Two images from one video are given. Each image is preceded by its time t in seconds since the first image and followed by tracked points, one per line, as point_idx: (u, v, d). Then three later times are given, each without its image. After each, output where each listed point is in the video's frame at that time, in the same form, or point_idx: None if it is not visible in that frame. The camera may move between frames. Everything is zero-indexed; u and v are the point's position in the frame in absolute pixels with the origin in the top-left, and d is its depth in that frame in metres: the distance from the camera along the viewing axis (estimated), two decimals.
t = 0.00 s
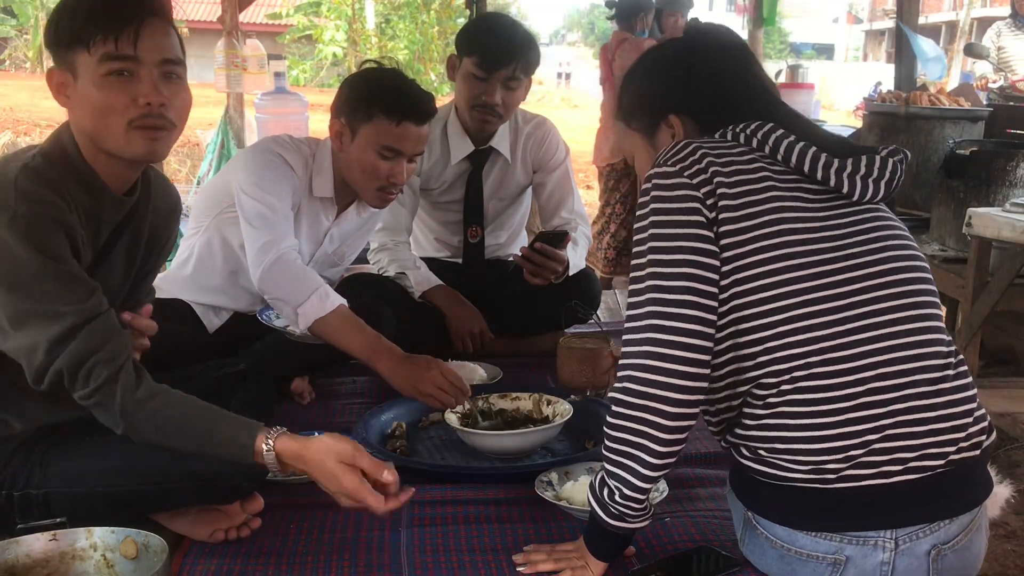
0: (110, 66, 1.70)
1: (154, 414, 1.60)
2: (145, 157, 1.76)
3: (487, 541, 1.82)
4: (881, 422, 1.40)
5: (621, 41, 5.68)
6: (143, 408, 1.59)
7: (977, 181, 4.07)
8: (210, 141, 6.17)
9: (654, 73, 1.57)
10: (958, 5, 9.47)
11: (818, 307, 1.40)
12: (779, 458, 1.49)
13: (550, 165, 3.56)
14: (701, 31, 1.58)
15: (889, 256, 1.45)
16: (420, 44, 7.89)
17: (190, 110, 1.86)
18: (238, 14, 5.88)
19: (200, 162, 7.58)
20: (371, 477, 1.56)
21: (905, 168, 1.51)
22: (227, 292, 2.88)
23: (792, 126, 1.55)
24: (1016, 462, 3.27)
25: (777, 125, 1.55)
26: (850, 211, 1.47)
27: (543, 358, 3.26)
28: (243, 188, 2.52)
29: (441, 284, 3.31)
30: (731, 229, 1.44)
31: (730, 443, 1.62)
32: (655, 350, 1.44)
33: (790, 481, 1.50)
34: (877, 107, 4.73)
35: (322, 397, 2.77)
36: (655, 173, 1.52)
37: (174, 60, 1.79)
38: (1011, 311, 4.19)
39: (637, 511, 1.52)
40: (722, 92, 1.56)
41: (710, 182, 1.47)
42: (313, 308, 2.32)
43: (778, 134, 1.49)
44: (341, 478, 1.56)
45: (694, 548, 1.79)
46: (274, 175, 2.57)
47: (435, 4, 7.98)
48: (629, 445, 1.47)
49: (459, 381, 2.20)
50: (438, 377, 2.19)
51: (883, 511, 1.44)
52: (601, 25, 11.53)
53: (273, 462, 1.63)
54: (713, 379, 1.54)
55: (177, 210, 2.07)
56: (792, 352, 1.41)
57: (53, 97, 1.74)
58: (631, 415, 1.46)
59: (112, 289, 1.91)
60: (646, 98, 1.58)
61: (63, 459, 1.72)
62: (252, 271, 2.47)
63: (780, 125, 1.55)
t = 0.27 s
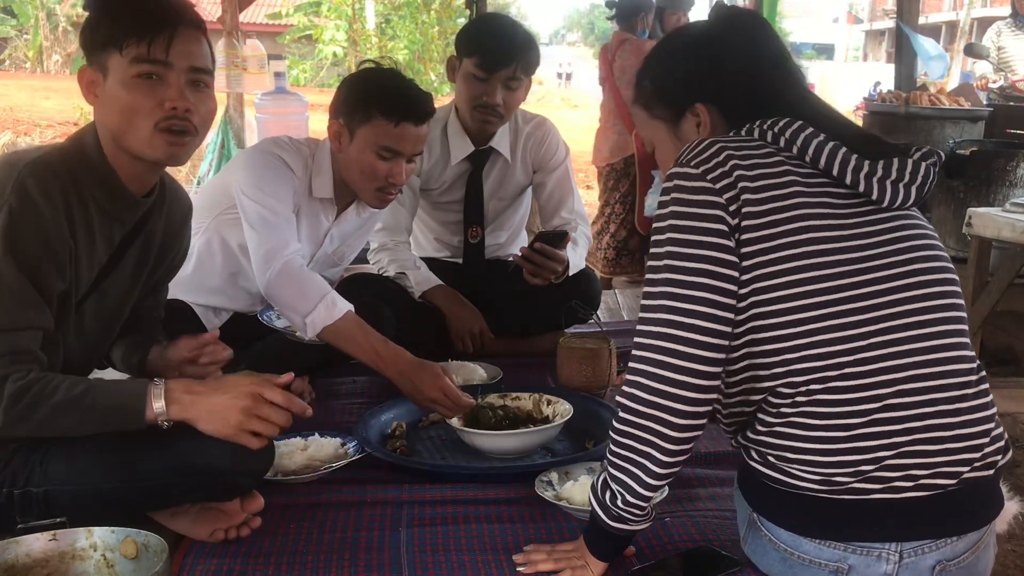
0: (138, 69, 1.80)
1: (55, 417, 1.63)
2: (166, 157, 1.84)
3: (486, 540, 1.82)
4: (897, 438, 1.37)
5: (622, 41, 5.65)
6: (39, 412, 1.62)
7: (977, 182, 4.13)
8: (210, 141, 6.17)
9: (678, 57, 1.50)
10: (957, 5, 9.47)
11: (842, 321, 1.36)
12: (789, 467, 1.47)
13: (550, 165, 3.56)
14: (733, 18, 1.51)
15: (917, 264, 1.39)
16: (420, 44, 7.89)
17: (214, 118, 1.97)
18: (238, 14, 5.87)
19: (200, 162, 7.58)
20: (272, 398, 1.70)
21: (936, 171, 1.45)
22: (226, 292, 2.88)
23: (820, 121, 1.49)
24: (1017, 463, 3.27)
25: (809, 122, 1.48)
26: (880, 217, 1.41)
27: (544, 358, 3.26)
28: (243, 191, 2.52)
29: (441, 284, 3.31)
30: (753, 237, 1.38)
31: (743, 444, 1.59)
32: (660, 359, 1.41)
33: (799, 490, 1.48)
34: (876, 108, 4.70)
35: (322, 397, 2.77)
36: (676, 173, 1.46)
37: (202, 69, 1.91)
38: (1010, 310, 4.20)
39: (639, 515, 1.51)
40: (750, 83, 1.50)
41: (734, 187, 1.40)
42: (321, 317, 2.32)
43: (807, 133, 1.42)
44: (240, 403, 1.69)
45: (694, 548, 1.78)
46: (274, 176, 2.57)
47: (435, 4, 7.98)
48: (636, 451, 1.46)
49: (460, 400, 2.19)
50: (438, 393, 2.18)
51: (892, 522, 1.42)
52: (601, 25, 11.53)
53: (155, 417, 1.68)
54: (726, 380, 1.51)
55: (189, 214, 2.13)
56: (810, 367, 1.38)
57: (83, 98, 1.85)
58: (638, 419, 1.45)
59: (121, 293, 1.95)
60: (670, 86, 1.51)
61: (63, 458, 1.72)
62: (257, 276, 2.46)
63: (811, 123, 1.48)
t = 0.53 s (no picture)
0: (157, 74, 1.82)
1: (53, 409, 1.62)
2: (183, 155, 1.84)
3: (486, 541, 1.82)
4: (903, 451, 1.35)
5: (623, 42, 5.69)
6: (36, 402, 1.61)
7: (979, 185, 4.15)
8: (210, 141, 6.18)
9: (701, 42, 1.43)
10: (957, 4, 9.47)
11: (856, 332, 1.33)
12: (793, 474, 1.46)
13: (550, 165, 3.56)
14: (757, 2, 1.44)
15: (937, 272, 1.36)
16: (420, 45, 7.89)
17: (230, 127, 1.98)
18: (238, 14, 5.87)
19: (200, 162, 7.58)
20: (270, 390, 1.76)
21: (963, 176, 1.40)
22: (227, 292, 2.88)
23: (847, 121, 1.42)
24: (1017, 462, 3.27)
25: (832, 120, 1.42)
26: (902, 223, 1.37)
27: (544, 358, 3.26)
28: (242, 191, 2.52)
29: (441, 284, 3.31)
30: (770, 243, 1.35)
31: (747, 445, 1.59)
32: (660, 359, 1.42)
33: (802, 497, 1.47)
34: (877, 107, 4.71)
35: (322, 397, 2.77)
36: (694, 172, 1.42)
37: (220, 78, 1.92)
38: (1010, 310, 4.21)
39: (640, 516, 1.51)
40: (775, 73, 1.43)
41: (755, 189, 1.36)
42: (306, 317, 2.32)
43: (832, 132, 1.37)
44: (240, 395, 1.74)
45: (694, 548, 1.78)
46: (273, 176, 2.58)
47: (435, 3, 7.97)
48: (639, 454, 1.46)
49: (442, 403, 2.18)
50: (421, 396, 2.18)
51: (894, 530, 1.41)
52: (601, 25, 11.53)
53: (159, 419, 1.71)
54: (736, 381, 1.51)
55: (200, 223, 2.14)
56: (819, 377, 1.36)
57: (104, 101, 1.87)
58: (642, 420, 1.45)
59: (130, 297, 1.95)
60: (691, 72, 1.44)
61: (64, 458, 1.72)
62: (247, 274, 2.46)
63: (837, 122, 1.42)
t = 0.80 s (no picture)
0: (164, 78, 1.82)
1: (56, 402, 1.62)
2: (179, 167, 1.82)
3: (486, 541, 1.82)
4: (906, 453, 1.35)
5: (624, 42, 5.74)
6: (39, 395, 1.61)
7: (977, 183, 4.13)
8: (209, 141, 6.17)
9: (709, 37, 1.41)
10: (957, 5, 9.45)
11: (861, 334, 1.32)
12: (795, 476, 1.46)
13: (550, 165, 3.56)
14: None
15: (946, 274, 1.35)
16: (420, 45, 7.89)
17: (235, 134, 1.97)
18: (237, 14, 5.87)
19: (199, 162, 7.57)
20: (271, 395, 1.76)
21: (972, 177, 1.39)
22: (227, 291, 2.87)
23: (856, 119, 1.41)
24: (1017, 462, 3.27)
25: (837, 115, 1.41)
26: (911, 225, 1.36)
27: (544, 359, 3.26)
28: (242, 190, 2.53)
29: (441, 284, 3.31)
30: (779, 245, 1.35)
31: (748, 445, 1.59)
32: (660, 360, 1.43)
33: (803, 498, 1.47)
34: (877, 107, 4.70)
35: (321, 397, 2.77)
36: (702, 171, 1.41)
37: (226, 87, 1.90)
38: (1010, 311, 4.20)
39: (641, 515, 1.51)
40: (783, 69, 1.41)
41: (764, 190, 1.35)
42: (317, 316, 2.32)
43: (842, 131, 1.36)
44: (240, 399, 1.74)
45: (693, 548, 1.79)
46: (273, 175, 2.57)
47: (435, 3, 7.96)
48: (640, 454, 1.46)
49: (451, 404, 2.17)
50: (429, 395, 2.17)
51: (896, 531, 1.40)
52: (601, 25, 11.53)
53: (159, 419, 1.71)
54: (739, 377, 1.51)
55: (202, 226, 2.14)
56: (825, 380, 1.36)
57: (111, 102, 1.87)
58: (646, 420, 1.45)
59: (131, 298, 1.95)
60: (696, 69, 1.42)
61: (64, 458, 1.72)
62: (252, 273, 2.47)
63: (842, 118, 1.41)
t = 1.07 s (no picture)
0: (151, 82, 1.80)
1: (60, 398, 1.62)
2: (178, 172, 1.83)
3: (486, 541, 1.82)
4: (907, 454, 1.35)
5: (625, 42, 5.71)
6: (42, 390, 1.61)
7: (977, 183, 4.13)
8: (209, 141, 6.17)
9: (711, 34, 1.40)
10: (958, 4, 9.44)
11: (862, 334, 1.32)
12: (796, 476, 1.46)
13: (550, 165, 3.56)
14: None
15: (947, 275, 1.35)
16: (420, 45, 7.90)
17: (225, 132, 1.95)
18: (238, 14, 5.86)
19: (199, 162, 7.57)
20: (272, 397, 1.76)
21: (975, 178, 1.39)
22: (227, 292, 2.87)
23: (858, 118, 1.41)
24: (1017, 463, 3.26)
25: (839, 115, 1.41)
26: (912, 225, 1.36)
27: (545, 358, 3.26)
28: (243, 192, 2.53)
29: (441, 284, 3.30)
30: (780, 246, 1.35)
31: (749, 444, 1.59)
32: (660, 360, 1.43)
33: (804, 499, 1.47)
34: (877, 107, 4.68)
35: (321, 397, 2.77)
36: (704, 171, 1.40)
37: (216, 84, 1.89)
38: (1010, 311, 4.20)
39: (640, 516, 1.51)
40: (784, 67, 1.41)
41: (766, 191, 1.35)
42: (322, 319, 2.34)
43: (845, 131, 1.36)
44: (241, 399, 1.74)
45: (693, 548, 1.78)
46: (273, 176, 2.57)
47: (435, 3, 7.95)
48: (640, 454, 1.46)
49: (460, 405, 2.17)
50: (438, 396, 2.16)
51: (896, 531, 1.40)
52: (601, 25, 11.53)
53: (160, 417, 1.71)
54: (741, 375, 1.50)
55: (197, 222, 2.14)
56: (826, 380, 1.36)
57: (101, 104, 1.86)
58: (646, 421, 1.45)
59: (129, 297, 1.95)
60: (697, 65, 1.41)
61: (64, 458, 1.72)
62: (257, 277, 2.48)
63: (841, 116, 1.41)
